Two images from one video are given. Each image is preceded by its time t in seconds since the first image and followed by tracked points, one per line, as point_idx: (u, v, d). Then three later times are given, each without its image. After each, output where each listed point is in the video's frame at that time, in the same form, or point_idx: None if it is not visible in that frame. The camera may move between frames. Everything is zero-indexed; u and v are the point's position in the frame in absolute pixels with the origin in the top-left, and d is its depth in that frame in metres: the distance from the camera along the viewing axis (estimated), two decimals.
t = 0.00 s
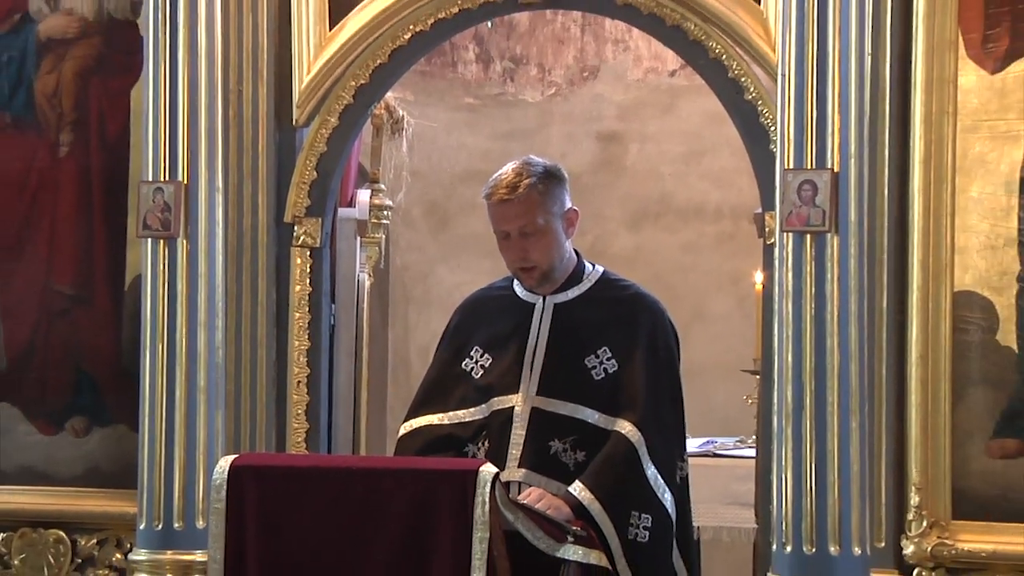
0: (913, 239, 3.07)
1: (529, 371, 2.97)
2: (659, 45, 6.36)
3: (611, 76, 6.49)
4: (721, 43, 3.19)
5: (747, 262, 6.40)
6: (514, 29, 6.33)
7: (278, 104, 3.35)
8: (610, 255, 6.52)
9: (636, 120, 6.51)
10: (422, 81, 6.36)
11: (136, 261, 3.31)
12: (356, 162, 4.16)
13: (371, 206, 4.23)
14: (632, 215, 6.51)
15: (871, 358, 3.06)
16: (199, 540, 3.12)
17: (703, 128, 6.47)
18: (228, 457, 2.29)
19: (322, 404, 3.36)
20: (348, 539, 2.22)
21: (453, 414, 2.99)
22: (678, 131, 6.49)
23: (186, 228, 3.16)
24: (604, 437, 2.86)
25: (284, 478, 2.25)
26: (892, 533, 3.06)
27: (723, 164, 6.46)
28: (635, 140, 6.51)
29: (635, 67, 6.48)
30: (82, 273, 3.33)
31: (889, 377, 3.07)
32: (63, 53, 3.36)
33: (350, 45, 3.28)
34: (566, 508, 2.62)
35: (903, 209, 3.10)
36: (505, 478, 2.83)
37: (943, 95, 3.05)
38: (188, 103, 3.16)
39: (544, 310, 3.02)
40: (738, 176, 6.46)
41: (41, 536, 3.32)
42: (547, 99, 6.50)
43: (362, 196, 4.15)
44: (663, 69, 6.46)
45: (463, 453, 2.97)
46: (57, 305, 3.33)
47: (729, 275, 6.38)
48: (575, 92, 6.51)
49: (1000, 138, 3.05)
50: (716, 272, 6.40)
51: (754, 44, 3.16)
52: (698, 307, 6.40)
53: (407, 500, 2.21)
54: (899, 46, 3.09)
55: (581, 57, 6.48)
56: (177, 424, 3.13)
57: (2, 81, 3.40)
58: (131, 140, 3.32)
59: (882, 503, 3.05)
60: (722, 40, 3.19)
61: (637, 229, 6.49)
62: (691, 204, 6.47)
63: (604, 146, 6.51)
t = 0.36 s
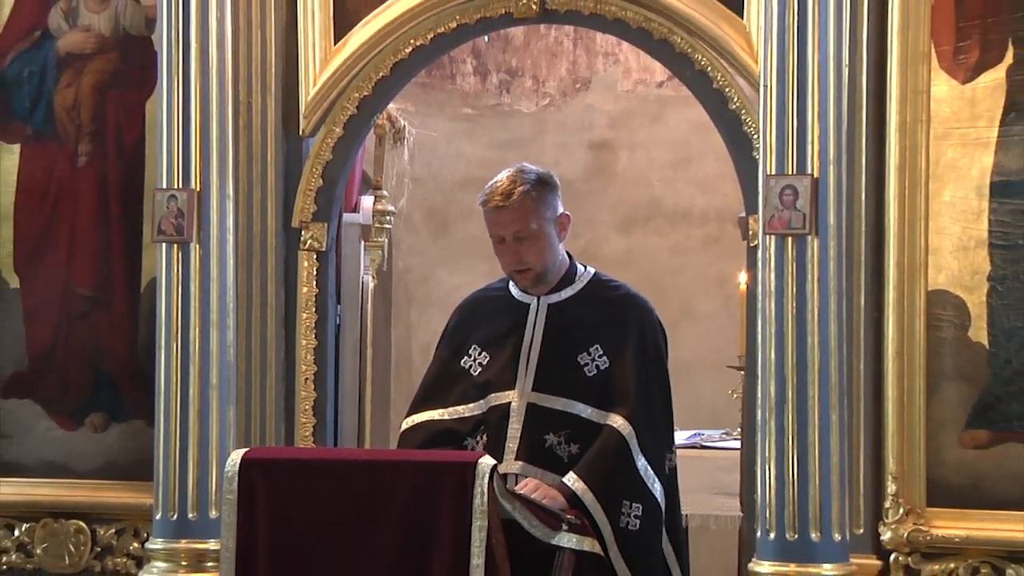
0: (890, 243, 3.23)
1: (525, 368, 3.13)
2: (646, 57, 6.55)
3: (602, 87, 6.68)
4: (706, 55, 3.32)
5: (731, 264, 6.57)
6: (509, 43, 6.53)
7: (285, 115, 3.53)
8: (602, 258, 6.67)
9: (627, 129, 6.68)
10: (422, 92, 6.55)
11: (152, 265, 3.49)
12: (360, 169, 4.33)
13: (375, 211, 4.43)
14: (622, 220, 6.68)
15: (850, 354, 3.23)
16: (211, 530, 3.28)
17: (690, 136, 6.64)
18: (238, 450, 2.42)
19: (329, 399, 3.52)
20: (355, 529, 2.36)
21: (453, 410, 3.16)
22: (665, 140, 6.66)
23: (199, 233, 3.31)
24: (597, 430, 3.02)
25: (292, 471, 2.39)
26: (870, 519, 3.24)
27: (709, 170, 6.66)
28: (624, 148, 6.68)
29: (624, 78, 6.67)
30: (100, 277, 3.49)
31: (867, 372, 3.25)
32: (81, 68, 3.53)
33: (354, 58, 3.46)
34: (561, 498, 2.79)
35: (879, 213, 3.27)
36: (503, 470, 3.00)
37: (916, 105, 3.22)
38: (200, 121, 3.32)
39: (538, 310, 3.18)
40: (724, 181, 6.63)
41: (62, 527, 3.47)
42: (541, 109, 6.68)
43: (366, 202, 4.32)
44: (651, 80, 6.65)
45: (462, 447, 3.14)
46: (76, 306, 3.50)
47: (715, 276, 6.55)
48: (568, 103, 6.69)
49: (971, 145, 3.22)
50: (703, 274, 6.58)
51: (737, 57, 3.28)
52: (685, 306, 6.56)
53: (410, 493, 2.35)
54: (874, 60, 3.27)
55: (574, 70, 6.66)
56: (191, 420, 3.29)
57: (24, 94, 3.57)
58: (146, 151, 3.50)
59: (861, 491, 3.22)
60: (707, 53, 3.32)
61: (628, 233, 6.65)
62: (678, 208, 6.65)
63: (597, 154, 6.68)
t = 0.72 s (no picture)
0: (868, 245, 3.39)
1: (520, 365, 3.29)
2: (635, 69, 6.71)
3: (593, 97, 6.86)
4: (693, 67, 3.48)
5: (716, 266, 6.72)
6: (505, 55, 6.78)
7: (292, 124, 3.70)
8: (592, 260, 6.84)
9: (618, 137, 6.85)
10: (422, 101, 6.73)
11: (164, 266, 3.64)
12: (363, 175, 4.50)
13: (377, 214, 4.59)
14: (612, 223, 6.84)
15: (830, 351, 3.39)
16: (219, 519, 3.44)
17: (678, 144, 6.80)
18: (248, 442, 2.57)
19: (333, 394, 3.69)
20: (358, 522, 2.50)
21: (451, 405, 3.32)
22: (654, 148, 6.82)
23: (210, 236, 3.49)
24: (588, 424, 3.18)
25: (300, 464, 2.53)
26: (848, 509, 3.38)
27: (696, 177, 6.80)
28: (615, 155, 6.85)
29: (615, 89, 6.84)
30: (115, 278, 3.66)
31: (846, 369, 3.41)
32: (98, 79, 3.69)
33: (357, 70, 3.62)
34: (555, 488, 2.98)
35: (857, 217, 3.44)
36: (499, 463, 3.17)
37: (892, 115, 3.39)
38: (211, 126, 3.50)
39: (532, 310, 3.34)
40: (709, 188, 6.80)
41: (79, 515, 3.63)
42: (535, 118, 6.87)
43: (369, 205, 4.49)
44: (640, 91, 6.82)
45: (460, 441, 3.30)
46: (93, 305, 3.66)
47: (700, 277, 6.70)
48: (560, 112, 6.88)
49: (945, 153, 3.38)
50: (689, 275, 6.72)
51: (723, 69, 3.44)
52: (672, 306, 6.71)
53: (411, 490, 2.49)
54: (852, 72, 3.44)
55: (567, 81, 6.86)
56: (201, 414, 3.46)
57: (43, 104, 3.74)
58: (159, 158, 3.66)
59: (840, 482, 3.37)
60: (694, 64, 3.48)
61: (617, 236, 6.82)
62: (665, 213, 6.80)
63: (588, 161, 6.86)
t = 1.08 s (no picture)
0: (851, 253, 3.57)
1: (518, 366, 3.47)
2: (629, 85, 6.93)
3: (589, 112, 7.06)
4: (685, 84, 3.67)
5: (706, 272, 6.93)
6: (505, 72, 6.95)
7: (303, 137, 3.90)
8: (587, 266, 7.04)
9: (613, 150, 7.06)
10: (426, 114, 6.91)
11: (182, 272, 3.82)
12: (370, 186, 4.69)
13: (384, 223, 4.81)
14: (607, 230, 7.04)
15: (814, 353, 3.56)
16: (234, 513, 3.62)
17: (670, 156, 7.01)
18: (260, 440, 2.72)
19: (341, 394, 3.90)
20: (365, 522, 2.65)
21: (453, 405, 3.50)
22: (646, 160, 7.03)
23: (224, 243, 3.66)
24: (584, 423, 3.36)
25: (310, 461, 2.69)
26: (831, 504, 3.57)
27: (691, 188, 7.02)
28: (610, 167, 7.06)
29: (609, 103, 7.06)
30: (135, 283, 3.84)
31: (829, 370, 3.59)
32: (120, 94, 3.88)
33: (366, 86, 3.83)
34: (552, 484, 3.13)
35: (840, 227, 3.63)
36: (499, 460, 3.34)
37: (873, 130, 3.57)
38: (226, 139, 3.66)
39: (530, 314, 3.52)
40: (699, 198, 6.99)
41: (101, 508, 3.83)
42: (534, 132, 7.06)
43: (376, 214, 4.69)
44: (634, 105, 7.03)
45: (462, 439, 3.47)
46: (115, 308, 3.85)
47: (691, 282, 6.90)
48: (558, 126, 7.08)
49: (923, 166, 3.56)
50: (679, 280, 6.93)
51: (712, 85, 3.62)
52: (664, 310, 6.90)
53: (415, 495, 2.65)
54: (835, 89, 3.63)
55: (564, 97, 7.07)
56: (217, 412, 3.63)
57: (68, 117, 3.94)
58: (177, 169, 3.84)
59: (824, 478, 3.56)
60: (685, 81, 3.66)
61: (612, 243, 7.02)
62: (658, 222, 7.00)
63: (584, 173, 7.06)
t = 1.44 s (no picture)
0: (828, 266, 3.77)
1: (513, 374, 3.66)
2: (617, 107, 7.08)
3: (580, 132, 7.24)
4: (670, 106, 3.86)
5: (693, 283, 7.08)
6: (501, 94, 7.23)
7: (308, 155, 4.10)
8: (578, 278, 7.20)
9: (603, 168, 7.22)
10: (425, 133, 7.18)
11: (193, 284, 4.00)
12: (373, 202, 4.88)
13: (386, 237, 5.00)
14: (598, 244, 7.20)
15: (794, 362, 3.75)
16: (243, 514, 3.81)
17: (657, 174, 7.15)
18: (267, 444, 2.90)
19: (344, 401, 4.09)
20: (364, 526, 2.82)
21: (451, 412, 3.69)
22: (635, 177, 7.18)
23: (233, 258, 3.86)
24: (575, 428, 3.55)
25: (314, 464, 2.87)
26: (810, 505, 3.75)
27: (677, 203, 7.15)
28: (600, 184, 7.22)
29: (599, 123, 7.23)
30: (149, 294, 4.03)
31: (808, 378, 3.78)
32: (135, 116, 4.07)
33: (367, 108, 4.03)
34: (546, 486, 3.30)
35: (818, 242, 3.82)
36: (495, 464, 3.55)
37: (850, 150, 3.77)
38: (236, 158, 3.88)
39: (523, 325, 3.71)
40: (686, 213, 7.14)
41: (115, 510, 4.01)
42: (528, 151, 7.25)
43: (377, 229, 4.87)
44: (623, 126, 7.18)
45: (459, 443, 3.68)
46: (129, 318, 4.04)
47: (678, 293, 7.06)
48: (550, 144, 7.26)
49: (897, 184, 3.75)
50: (666, 291, 7.08)
51: (697, 107, 3.80)
52: (652, 319, 7.07)
53: (412, 502, 2.82)
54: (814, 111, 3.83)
55: (557, 117, 7.25)
56: (226, 417, 3.82)
57: (85, 138, 4.14)
58: (188, 186, 4.02)
59: (803, 480, 3.75)
60: (671, 103, 3.86)
61: (603, 256, 7.18)
62: (646, 235, 7.15)
63: (576, 190, 7.23)
